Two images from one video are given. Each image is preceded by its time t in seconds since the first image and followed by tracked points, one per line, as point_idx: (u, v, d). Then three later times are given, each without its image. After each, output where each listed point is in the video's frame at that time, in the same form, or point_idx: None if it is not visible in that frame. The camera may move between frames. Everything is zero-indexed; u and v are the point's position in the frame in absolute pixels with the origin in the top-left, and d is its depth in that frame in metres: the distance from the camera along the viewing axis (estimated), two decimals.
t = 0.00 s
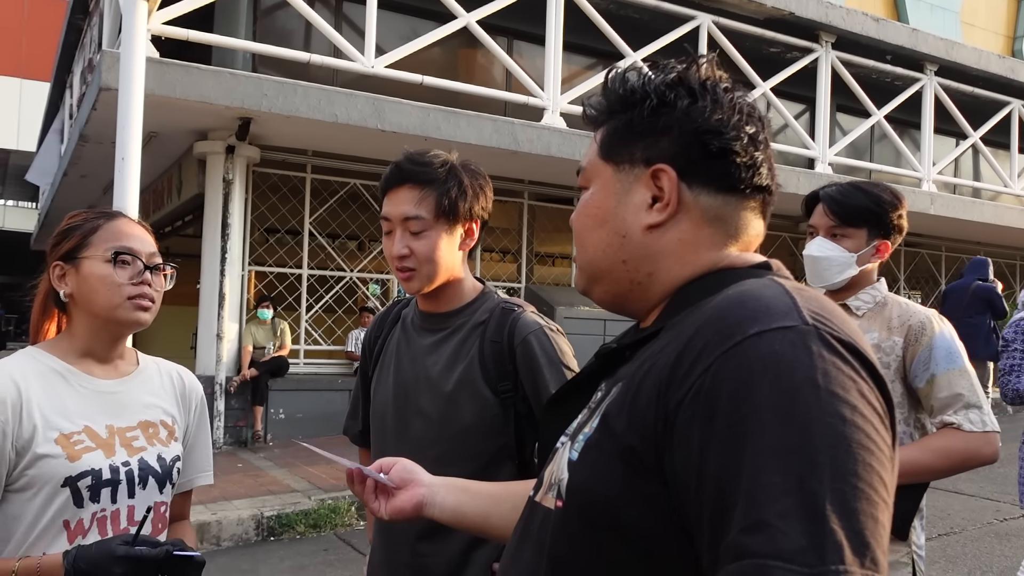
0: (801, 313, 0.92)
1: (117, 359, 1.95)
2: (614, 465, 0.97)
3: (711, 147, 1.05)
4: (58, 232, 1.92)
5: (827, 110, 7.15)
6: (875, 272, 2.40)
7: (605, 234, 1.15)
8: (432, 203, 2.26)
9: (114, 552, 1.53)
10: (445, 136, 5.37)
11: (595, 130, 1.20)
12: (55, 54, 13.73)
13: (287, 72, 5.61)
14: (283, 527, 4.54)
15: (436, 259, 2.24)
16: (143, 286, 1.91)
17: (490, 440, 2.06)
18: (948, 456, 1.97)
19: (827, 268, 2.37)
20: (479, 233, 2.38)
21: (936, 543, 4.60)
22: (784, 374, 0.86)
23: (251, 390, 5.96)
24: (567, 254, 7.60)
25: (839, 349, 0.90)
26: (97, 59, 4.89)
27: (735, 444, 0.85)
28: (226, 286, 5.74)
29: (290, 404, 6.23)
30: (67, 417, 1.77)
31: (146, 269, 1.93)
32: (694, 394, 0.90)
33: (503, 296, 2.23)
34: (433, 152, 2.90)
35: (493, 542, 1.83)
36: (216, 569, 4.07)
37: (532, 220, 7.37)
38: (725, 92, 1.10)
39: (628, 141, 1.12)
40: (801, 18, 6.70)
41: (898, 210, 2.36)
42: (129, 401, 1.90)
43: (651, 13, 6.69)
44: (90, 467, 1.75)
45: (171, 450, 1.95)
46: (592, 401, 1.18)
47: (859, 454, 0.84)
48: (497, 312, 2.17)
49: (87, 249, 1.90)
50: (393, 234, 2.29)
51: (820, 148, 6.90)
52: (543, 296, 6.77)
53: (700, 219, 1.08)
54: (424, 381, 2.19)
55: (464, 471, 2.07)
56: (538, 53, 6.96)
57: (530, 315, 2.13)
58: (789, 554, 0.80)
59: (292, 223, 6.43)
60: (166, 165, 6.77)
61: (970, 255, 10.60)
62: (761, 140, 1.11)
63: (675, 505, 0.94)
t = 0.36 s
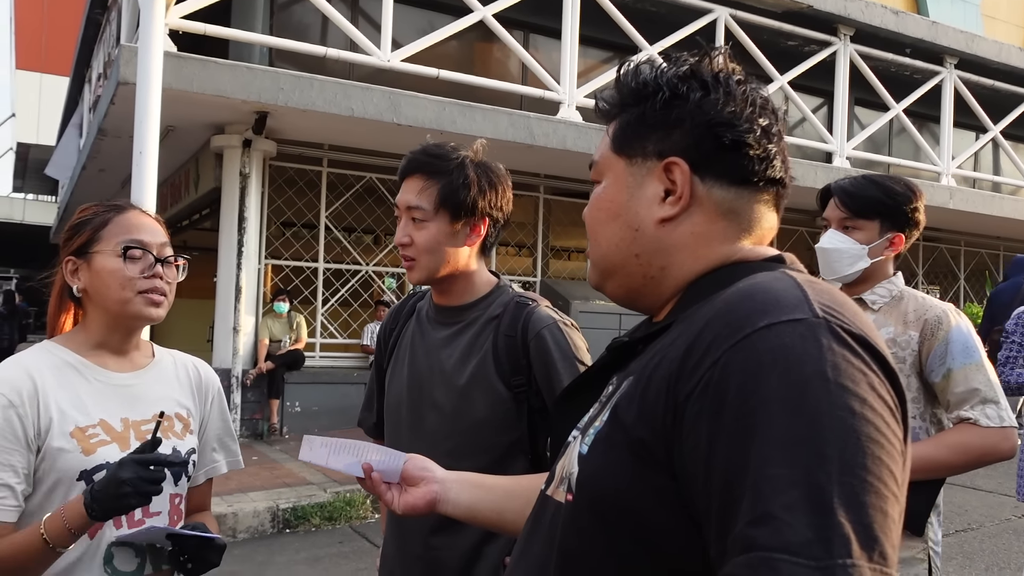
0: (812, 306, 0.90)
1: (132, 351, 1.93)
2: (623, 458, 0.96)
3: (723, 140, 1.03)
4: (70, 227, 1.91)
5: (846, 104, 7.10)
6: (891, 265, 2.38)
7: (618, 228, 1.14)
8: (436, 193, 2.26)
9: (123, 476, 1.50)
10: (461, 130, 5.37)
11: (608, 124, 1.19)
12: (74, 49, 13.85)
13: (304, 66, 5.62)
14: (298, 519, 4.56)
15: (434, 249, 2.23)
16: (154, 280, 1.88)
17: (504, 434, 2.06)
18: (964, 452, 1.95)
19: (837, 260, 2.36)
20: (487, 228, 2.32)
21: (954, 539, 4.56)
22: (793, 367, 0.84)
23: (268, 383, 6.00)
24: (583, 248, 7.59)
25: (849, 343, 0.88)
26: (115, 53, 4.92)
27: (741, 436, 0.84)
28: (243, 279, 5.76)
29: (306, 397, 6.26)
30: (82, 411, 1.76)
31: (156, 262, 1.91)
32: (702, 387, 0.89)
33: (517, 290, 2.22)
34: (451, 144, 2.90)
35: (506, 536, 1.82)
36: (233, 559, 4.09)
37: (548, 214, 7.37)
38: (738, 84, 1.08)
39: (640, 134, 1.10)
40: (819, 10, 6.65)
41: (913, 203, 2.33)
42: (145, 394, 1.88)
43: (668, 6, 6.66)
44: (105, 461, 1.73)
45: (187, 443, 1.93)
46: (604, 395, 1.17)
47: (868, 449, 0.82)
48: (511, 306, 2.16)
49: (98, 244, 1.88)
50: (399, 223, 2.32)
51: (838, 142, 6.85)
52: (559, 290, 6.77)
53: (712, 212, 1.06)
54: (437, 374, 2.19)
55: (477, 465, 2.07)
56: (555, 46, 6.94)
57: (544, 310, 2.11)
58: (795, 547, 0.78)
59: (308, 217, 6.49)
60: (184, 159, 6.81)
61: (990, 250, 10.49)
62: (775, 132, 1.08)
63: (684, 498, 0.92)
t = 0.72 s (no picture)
0: (828, 306, 0.89)
1: (150, 345, 1.93)
2: (637, 457, 0.95)
3: (742, 138, 1.01)
4: (78, 238, 1.83)
5: (863, 100, 7.04)
6: (905, 265, 2.37)
7: (635, 226, 1.12)
8: (452, 189, 2.26)
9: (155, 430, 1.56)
10: (476, 126, 5.38)
11: (623, 122, 1.18)
12: (92, 44, 13.94)
13: (320, 62, 5.64)
14: (312, 514, 4.58)
15: (450, 245, 2.23)
16: (180, 278, 1.89)
17: (519, 431, 2.05)
18: (973, 452, 1.92)
19: (851, 260, 2.34)
20: (503, 226, 2.31)
21: (970, 539, 4.53)
22: (809, 367, 0.83)
23: (283, 378, 6.03)
24: (597, 245, 7.57)
25: (865, 342, 0.87)
26: (133, 49, 4.95)
27: (756, 436, 0.83)
28: (258, 274, 5.79)
29: (320, 392, 6.29)
30: (107, 404, 1.75)
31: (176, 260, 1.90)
32: (718, 386, 0.88)
33: (533, 288, 2.21)
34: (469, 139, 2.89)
35: (518, 535, 1.82)
36: (249, 552, 4.11)
37: (563, 211, 7.37)
38: (756, 82, 1.07)
39: (657, 132, 1.09)
40: (836, 6, 6.62)
41: (927, 203, 2.30)
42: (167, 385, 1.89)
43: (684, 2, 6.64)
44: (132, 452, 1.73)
45: (206, 434, 1.94)
46: (618, 393, 1.16)
47: (884, 450, 0.81)
48: (526, 304, 2.15)
49: (118, 252, 1.84)
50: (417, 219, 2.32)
51: (855, 138, 6.81)
52: (573, 286, 6.77)
53: (730, 210, 1.04)
54: (454, 371, 2.19)
55: (492, 462, 2.07)
56: (570, 42, 6.93)
57: (560, 307, 2.10)
58: (810, 549, 0.77)
59: (323, 212, 6.52)
60: (200, 155, 6.85)
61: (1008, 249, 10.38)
62: (793, 130, 1.07)
63: (698, 497, 0.92)
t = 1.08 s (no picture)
0: (848, 311, 0.89)
1: (156, 343, 1.92)
2: (654, 461, 0.95)
3: (763, 139, 1.01)
4: (73, 230, 1.86)
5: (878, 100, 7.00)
6: (914, 268, 2.38)
7: (653, 225, 1.11)
8: (467, 188, 2.26)
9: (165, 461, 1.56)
10: (489, 126, 5.39)
11: (642, 122, 1.18)
12: (106, 43, 14.05)
13: (334, 62, 5.67)
14: (325, 512, 4.59)
15: (466, 244, 2.24)
16: (169, 279, 1.87)
17: (533, 432, 2.05)
18: (981, 455, 1.90)
19: (860, 263, 2.36)
20: (519, 225, 2.30)
21: (985, 542, 4.51)
22: (828, 372, 0.82)
23: (296, 376, 6.06)
24: (610, 244, 7.57)
25: (885, 347, 0.86)
26: (149, 48, 4.99)
27: (774, 441, 0.83)
28: (272, 273, 5.81)
29: (332, 390, 6.34)
30: (110, 407, 1.75)
31: (169, 261, 1.88)
32: (735, 390, 0.88)
33: (548, 288, 2.20)
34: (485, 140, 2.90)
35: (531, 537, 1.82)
36: (263, 549, 4.13)
37: (576, 210, 7.37)
38: (777, 82, 1.06)
39: (677, 132, 1.08)
40: (851, 5, 6.59)
41: (937, 206, 2.32)
42: (172, 384, 1.88)
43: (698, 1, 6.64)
44: (135, 455, 1.74)
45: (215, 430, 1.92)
46: (633, 394, 1.15)
47: (904, 456, 0.80)
48: (541, 305, 2.15)
49: (109, 247, 1.85)
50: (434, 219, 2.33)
51: (870, 138, 6.79)
52: (586, 286, 6.77)
53: (751, 211, 1.03)
54: (467, 371, 2.19)
55: (506, 463, 2.06)
56: (584, 41, 6.93)
57: (575, 308, 2.10)
58: (829, 556, 0.76)
59: (337, 211, 6.54)
60: (215, 154, 6.88)
61: None
62: (813, 132, 1.07)
63: (715, 500, 0.92)
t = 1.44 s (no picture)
0: (859, 314, 0.88)
1: (160, 347, 1.92)
2: (662, 462, 0.94)
3: (826, 160, 1.03)
4: (81, 231, 1.88)
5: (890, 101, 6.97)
6: (920, 271, 2.37)
7: (698, 214, 1.05)
8: (484, 188, 2.26)
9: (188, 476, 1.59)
10: (500, 127, 5.40)
11: (700, 102, 1.10)
12: (119, 45, 14.16)
13: (345, 64, 5.69)
14: (335, 513, 4.60)
15: (479, 243, 2.23)
16: (173, 281, 1.87)
17: (543, 435, 2.05)
18: (985, 457, 1.89)
19: (866, 267, 2.34)
20: (531, 228, 2.32)
21: (997, 546, 4.47)
22: (840, 376, 0.81)
23: (306, 377, 6.07)
24: (620, 246, 7.55)
25: (897, 351, 0.85)
26: (161, 51, 5.01)
27: (786, 443, 0.82)
28: (282, 275, 5.83)
29: (343, 392, 6.34)
30: (113, 409, 1.76)
31: (174, 263, 1.89)
32: (747, 392, 0.87)
33: (559, 291, 2.20)
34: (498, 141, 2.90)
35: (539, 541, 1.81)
36: (273, 550, 4.14)
37: (586, 212, 7.37)
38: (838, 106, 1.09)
39: (748, 126, 1.03)
40: (863, 7, 6.57)
41: (941, 209, 2.30)
42: (175, 388, 1.88)
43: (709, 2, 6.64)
44: (136, 457, 1.74)
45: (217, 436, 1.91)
46: (640, 396, 1.14)
47: (916, 461, 0.80)
48: (552, 308, 2.15)
49: (115, 248, 1.86)
50: (446, 218, 2.32)
51: (882, 140, 6.76)
52: (596, 287, 6.76)
53: (797, 217, 1.04)
54: (476, 374, 2.18)
55: (516, 467, 2.06)
56: (594, 43, 6.93)
57: (584, 311, 2.10)
58: (840, 559, 0.76)
59: (347, 213, 6.55)
60: (226, 155, 6.91)
61: None
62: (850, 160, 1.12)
63: (725, 502, 0.90)
